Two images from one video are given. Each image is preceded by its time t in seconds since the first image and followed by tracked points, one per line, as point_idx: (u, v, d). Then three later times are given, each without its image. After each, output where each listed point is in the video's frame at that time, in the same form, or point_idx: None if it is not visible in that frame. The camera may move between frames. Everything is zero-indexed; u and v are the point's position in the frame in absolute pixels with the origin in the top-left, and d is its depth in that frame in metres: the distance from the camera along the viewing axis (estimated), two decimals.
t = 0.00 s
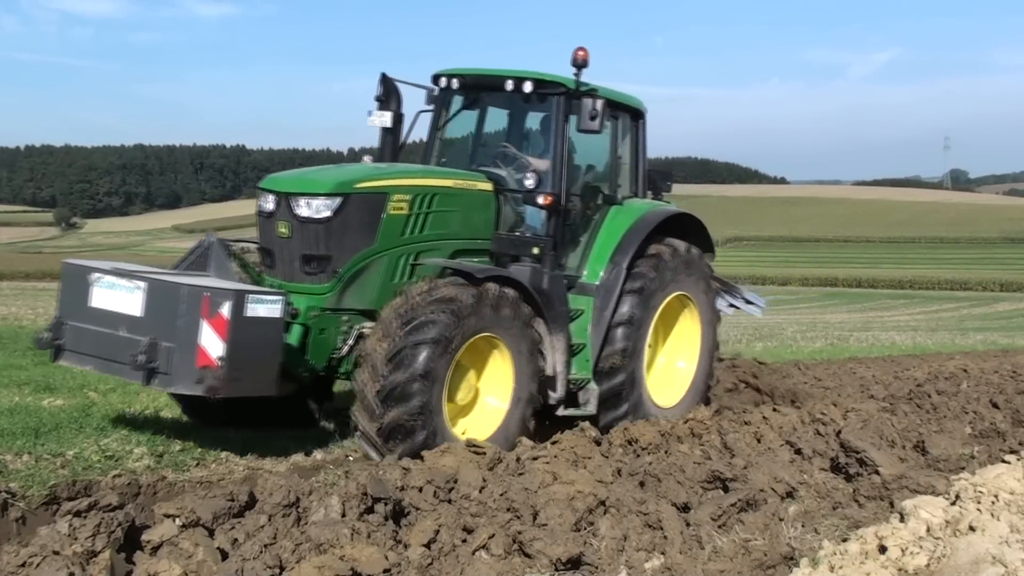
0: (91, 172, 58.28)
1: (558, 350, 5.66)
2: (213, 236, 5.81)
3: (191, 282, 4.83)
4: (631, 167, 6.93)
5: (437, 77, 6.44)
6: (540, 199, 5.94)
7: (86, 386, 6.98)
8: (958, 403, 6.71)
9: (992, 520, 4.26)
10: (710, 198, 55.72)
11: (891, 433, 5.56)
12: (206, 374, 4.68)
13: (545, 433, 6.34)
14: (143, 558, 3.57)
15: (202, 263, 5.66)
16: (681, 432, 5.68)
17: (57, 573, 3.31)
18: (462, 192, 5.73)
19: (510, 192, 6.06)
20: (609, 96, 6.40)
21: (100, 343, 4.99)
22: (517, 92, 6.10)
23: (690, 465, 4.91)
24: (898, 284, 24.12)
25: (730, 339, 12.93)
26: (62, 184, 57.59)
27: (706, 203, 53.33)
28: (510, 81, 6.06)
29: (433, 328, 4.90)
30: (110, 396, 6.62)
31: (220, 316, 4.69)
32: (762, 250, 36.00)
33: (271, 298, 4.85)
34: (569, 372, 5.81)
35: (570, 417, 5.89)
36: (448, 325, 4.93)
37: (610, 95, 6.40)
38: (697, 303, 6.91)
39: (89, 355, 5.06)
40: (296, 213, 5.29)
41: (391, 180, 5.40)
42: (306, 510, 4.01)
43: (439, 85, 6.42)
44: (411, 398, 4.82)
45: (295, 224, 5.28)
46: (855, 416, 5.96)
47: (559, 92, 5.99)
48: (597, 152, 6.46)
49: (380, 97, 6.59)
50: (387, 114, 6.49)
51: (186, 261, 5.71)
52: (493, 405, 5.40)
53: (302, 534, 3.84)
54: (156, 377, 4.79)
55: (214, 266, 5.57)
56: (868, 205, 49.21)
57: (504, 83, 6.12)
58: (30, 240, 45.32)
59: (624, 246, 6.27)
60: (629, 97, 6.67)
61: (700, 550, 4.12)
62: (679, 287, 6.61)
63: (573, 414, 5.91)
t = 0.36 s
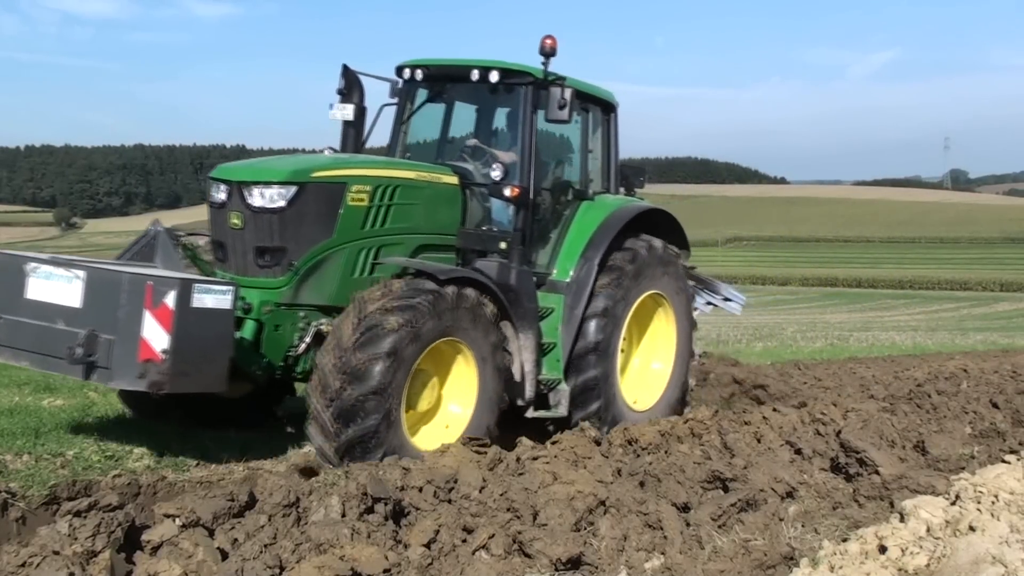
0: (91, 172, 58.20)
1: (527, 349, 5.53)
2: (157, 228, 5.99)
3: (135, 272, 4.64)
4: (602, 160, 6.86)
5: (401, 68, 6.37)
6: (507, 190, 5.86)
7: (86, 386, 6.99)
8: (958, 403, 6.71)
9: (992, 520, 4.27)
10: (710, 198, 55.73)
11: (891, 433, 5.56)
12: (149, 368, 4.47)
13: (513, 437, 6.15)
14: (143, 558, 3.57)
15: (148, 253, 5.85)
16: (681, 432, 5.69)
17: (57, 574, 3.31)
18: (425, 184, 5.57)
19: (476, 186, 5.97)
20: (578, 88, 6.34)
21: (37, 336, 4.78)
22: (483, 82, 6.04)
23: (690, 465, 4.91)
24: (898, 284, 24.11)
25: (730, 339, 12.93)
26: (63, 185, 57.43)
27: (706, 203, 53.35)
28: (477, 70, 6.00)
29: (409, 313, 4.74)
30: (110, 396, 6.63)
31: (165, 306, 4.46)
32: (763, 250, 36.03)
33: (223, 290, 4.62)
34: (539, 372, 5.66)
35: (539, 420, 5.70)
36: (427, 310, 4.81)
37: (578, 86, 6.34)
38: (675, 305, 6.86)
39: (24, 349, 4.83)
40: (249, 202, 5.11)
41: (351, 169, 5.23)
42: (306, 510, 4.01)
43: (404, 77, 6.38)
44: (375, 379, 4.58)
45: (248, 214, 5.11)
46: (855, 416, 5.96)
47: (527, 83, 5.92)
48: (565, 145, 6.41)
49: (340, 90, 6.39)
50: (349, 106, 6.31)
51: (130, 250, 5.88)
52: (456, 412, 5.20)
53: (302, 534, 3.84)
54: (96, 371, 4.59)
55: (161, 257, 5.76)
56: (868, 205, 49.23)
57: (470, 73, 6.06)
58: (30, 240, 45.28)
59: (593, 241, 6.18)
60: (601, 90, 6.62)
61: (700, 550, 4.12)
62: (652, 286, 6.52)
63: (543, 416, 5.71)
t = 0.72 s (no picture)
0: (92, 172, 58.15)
1: (496, 353, 5.28)
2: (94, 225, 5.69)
3: (63, 272, 4.40)
4: (583, 155, 6.60)
5: (369, 58, 6.04)
6: (475, 187, 5.59)
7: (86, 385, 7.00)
8: (958, 403, 6.71)
9: (992, 520, 4.27)
10: (711, 198, 55.76)
11: (892, 433, 5.56)
12: (74, 374, 4.17)
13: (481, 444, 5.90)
14: (143, 558, 3.57)
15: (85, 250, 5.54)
16: (681, 432, 5.69)
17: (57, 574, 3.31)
18: (391, 180, 5.35)
19: (447, 182, 5.72)
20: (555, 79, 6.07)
21: None
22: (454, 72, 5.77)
23: (690, 465, 4.91)
24: (898, 284, 24.12)
25: (730, 339, 12.94)
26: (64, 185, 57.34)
27: (706, 203, 53.38)
28: (447, 60, 5.72)
29: (381, 293, 4.64)
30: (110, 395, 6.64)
31: (92, 308, 4.15)
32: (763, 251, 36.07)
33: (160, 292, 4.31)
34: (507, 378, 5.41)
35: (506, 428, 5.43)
36: (390, 311, 4.60)
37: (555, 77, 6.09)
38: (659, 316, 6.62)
39: None
40: (198, 197, 4.81)
41: (309, 163, 4.96)
42: (306, 510, 4.00)
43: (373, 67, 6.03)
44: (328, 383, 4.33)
45: (197, 209, 4.81)
46: (855, 416, 5.96)
47: (500, 74, 5.65)
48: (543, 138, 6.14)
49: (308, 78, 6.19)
50: (316, 96, 6.10)
51: (65, 248, 5.54)
52: (416, 417, 4.96)
53: (302, 534, 3.84)
54: (22, 377, 4.34)
55: (99, 255, 5.48)
56: (868, 205, 49.25)
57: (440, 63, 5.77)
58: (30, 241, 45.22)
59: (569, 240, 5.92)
60: (578, 82, 6.35)
61: (700, 550, 4.12)
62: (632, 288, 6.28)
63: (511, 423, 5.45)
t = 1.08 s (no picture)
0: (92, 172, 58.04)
1: (457, 350, 5.20)
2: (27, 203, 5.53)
3: None
4: (551, 149, 6.51)
5: (330, 47, 5.95)
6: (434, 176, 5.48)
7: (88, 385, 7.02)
8: (958, 404, 6.71)
9: (992, 520, 4.27)
10: (711, 199, 55.76)
11: (891, 433, 5.56)
12: None
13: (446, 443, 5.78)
14: (143, 558, 3.56)
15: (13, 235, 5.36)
16: (681, 432, 5.69)
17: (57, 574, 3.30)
18: (345, 169, 5.24)
19: (407, 173, 5.62)
20: (519, 68, 5.98)
21: None
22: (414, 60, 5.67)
23: (690, 465, 4.91)
24: (898, 284, 24.11)
25: (730, 339, 12.93)
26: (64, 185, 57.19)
27: (707, 203, 53.37)
28: (407, 48, 5.62)
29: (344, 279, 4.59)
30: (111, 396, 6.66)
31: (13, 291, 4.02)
32: (764, 251, 36.08)
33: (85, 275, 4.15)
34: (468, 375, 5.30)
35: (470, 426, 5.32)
36: (349, 294, 4.56)
37: (519, 66, 5.99)
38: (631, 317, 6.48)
39: None
40: (139, 181, 4.72)
41: (257, 149, 4.86)
42: (306, 510, 3.99)
43: (333, 56, 5.96)
44: (281, 353, 4.23)
45: (137, 194, 4.72)
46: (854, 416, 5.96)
47: (462, 62, 5.56)
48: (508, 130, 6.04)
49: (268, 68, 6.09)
50: (274, 86, 5.97)
51: None
52: (369, 414, 4.82)
53: (302, 534, 3.84)
54: None
55: (28, 236, 5.34)
56: (869, 205, 49.25)
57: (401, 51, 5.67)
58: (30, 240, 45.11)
59: (534, 234, 5.82)
60: (544, 72, 6.27)
61: (700, 550, 4.12)
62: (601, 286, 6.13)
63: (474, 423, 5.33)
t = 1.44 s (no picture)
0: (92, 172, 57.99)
1: (416, 356, 5.00)
2: None
3: None
4: (525, 144, 6.18)
5: (292, 35, 5.62)
6: (394, 173, 5.17)
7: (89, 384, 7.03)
8: (958, 403, 6.71)
9: (992, 520, 4.27)
10: (711, 198, 55.77)
11: (891, 432, 5.56)
12: None
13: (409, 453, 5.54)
14: (143, 558, 3.56)
15: None
16: (681, 432, 5.70)
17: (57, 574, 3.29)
18: (302, 164, 4.96)
19: (369, 169, 5.31)
20: (493, 61, 5.64)
21: None
22: (378, 50, 5.34)
23: (690, 464, 4.91)
24: (898, 284, 24.11)
25: (730, 339, 12.91)
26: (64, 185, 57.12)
27: (707, 203, 53.39)
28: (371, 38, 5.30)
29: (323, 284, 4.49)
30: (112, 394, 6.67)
31: None
32: (765, 251, 36.09)
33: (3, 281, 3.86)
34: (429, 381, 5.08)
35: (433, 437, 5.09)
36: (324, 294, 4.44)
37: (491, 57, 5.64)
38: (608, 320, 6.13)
39: None
40: (73, 175, 4.38)
41: (203, 142, 4.56)
42: (306, 510, 3.98)
43: (295, 45, 5.63)
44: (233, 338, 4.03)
45: (72, 191, 4.38)
46: (855, 417, 5.96)
47: (428, 54, 5.23)
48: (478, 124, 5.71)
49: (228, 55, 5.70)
50: (233, 77, 5.57)
51: None
52: (319, 425, 4.55)
53: (302, 534, 3.84)
54: None
55: None
56: (869, 205, 49.27)
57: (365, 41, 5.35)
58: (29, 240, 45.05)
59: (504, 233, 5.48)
60: (520, 64, 5.93)
61: (700, 550, 4.12)
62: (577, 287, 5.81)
63: (436, 431, 5.08)
